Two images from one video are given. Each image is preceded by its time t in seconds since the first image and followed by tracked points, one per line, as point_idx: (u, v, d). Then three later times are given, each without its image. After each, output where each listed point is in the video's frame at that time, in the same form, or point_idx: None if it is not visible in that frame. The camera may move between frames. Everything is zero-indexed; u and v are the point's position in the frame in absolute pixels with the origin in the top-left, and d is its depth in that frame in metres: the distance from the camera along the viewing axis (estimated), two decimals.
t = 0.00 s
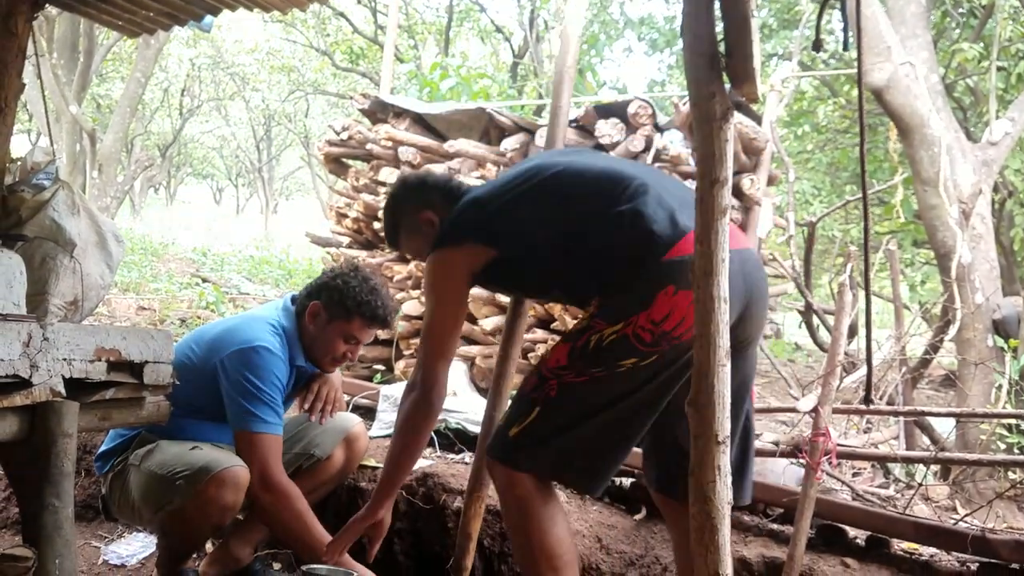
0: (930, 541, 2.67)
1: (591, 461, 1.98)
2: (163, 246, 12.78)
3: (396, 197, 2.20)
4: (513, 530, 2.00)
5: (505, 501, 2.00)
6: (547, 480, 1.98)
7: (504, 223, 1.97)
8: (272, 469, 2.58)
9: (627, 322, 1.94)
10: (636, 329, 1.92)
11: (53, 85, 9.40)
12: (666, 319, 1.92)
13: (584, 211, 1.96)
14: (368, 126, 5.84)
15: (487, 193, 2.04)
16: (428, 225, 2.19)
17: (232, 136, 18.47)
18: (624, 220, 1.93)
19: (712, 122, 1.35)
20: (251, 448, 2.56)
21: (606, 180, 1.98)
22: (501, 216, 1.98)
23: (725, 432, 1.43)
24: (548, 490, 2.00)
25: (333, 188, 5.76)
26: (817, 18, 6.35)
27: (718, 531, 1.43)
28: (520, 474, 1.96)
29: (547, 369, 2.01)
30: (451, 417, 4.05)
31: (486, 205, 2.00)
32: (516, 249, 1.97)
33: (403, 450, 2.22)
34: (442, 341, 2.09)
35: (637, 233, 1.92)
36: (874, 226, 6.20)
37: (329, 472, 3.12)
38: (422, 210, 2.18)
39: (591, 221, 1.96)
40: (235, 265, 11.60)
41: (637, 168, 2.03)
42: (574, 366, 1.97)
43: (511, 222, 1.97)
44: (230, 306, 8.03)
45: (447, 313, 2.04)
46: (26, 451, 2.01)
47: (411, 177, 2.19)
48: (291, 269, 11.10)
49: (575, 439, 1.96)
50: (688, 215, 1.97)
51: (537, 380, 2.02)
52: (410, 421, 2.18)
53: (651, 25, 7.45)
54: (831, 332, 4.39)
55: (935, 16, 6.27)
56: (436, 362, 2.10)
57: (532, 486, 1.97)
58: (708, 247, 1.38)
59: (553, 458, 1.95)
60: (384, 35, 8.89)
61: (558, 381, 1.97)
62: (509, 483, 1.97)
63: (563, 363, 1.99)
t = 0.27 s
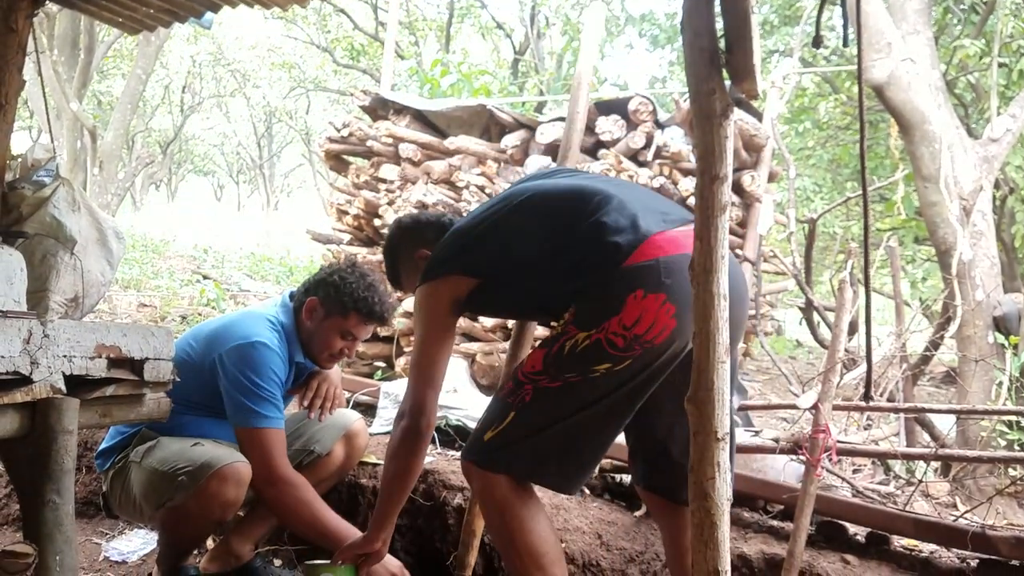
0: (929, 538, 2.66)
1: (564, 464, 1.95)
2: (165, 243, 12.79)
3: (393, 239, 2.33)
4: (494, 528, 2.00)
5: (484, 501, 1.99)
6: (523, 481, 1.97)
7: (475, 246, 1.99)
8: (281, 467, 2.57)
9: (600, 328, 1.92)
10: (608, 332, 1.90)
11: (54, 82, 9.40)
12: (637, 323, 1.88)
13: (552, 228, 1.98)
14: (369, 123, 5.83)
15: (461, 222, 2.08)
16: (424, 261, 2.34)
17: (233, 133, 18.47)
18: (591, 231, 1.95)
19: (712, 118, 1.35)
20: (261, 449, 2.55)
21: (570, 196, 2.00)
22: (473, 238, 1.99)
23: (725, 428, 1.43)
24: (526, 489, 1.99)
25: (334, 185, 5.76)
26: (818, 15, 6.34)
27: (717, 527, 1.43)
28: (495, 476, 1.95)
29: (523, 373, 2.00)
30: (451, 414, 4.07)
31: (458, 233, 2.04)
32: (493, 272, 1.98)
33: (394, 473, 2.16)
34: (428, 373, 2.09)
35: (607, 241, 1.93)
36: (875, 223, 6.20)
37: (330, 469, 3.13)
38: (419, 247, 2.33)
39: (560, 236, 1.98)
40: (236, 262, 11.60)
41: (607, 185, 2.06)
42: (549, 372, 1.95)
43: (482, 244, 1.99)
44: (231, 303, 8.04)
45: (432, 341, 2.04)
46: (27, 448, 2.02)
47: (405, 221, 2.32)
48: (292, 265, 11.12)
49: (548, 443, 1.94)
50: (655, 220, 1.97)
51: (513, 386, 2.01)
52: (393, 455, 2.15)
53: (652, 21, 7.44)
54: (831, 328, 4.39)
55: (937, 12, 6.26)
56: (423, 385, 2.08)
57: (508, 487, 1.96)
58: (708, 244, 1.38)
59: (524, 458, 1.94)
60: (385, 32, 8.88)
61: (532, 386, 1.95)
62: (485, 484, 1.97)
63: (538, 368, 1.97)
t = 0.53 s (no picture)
0: (931, 536, 2.66)
1: (559, 459, 1.94)
2: (166, 240, 12.81)
3: (400, 234, 2.41)
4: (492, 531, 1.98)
5: (480, 502, 1.97)
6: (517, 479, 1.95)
7: (469, 242, 2.01)
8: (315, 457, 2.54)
9: (590, 321, 1.93)
10: (599, 325, 1.90)
11: (55, 79, 9.40)
12: (627, 314, 1.89)
13: (543, 223, 1.99)
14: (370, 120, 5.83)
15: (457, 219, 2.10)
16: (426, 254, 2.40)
17: (234, 130, 18.47)
18: (581, 224, 1.96)
19: (714, 115, 1.35)
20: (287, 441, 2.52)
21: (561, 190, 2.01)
22: (467, 234, 2.02)
23: (727, 425, 1.43)
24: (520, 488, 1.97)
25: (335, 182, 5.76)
26: (820, 12, 6.33)
27: (719, 523, 1.43)
28: (490, 475, 1.93)
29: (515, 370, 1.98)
30: (454, 411, 4.06)
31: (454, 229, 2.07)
32: (489, 267, 2.01)
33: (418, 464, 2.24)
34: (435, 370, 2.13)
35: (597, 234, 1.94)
36: (876, 220, 6.20)
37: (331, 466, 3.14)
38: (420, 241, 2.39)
39: (552, 230, 1.99)
40: (237, 259, 11.61)
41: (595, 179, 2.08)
42: (540, 366, 1.93)
43: (476, 240, 2.01)
44: (233, 300, 8.05)
45: (435, 334, 2.10)
46: (29, 445, 2.02)
47: (409, 216, 2.39)
48: (294, 263, 11.12)
49: (541, 438, 1.92)
50: (642, 212, 1.98)
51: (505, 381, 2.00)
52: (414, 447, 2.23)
53: (653, 18, 7.43)
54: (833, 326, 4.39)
55: (939, 9, 6.24)
56: (427, 379, 2.15)
57: (504, 487, 1.94)
58: (709, 241, 1.38)
59: (520, 455, 1.92)
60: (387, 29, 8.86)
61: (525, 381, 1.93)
62: (480, 485, 1.95)
63: (530, 364, 1.95)
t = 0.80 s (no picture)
0: (932, 533, 2.66)
1: (551, 465, 1.89)
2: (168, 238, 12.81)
3: (404, 240, 2.42)
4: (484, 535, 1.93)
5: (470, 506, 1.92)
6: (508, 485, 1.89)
7: (467, 253, 2.03)
8: (292, 442, 2.47)
9: (584, 327, 1.89)
10: (593, 331, 1.87)
11: (56, 77, 9.41)
12: (620, 322, 1.86)
13: (537, 231, 1.98)
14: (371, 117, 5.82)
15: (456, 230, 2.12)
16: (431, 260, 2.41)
17: (235, 128, 18.47)
18: (574, 232, 1.94)
19: (715, 112, 1.35)
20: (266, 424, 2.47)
21: (554, 197, 1.99)
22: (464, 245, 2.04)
23: (728, 422, 1.43)
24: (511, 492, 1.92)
25: (336, 180, 5.76)
26: (821, 9, 6.32)
27: (720, 521, 1.43)
28: (480, 480, 1.89)
29: (509, 376, 1.96)
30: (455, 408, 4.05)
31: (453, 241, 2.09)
32: (487, 278, 2.03)
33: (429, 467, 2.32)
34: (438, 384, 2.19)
35: (589, 241, 1.92)
36: (878, 217, 6.19)
37: (332, 463, 3.14)
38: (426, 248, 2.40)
39: (546, 239, 1.98)
40: (238, 257, 11.61)
41: (592, 188, 2.06)
42: (534, 372, 1.90)
43: (474, 251, 2.02)
44: (234, 298, 8.05)
45: (437, 343, 2.14)
46: (30, 441, 2.02)
47: (416, 222, 2.42)
48: (295, 261, 11.13)
49: (533, 444, 1.87)
50: (635, 220, 1.95)
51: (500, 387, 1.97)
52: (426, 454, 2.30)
53: (654, 15, 7.43)
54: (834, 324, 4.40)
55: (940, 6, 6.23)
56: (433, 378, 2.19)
57: (493, 492, 1.89)
58: (711, 239, 1.37)
59: (511, 460, 1.87)
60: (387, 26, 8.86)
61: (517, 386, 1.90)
62: (469, 487, 1.90)
63: (524, 369, 1.93)
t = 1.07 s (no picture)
0: (934, 530, 2.66)
1: (522, 478, 1.91)
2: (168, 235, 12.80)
3: (414, 254, 2.52)
4: (465, 537, 1.97)
5: (448, 511, 1.96)
6: (482, 494, 1.92)
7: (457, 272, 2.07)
8: (265, 419, 2.42)
9: (556, 345, 1.89)
10: (565, 349, 1.87)
11: (57, 74, 9.39)
12: (592, 341, 1.85)
13: (518, 250, 1.99)
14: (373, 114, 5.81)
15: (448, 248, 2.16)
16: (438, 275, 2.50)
17: (236, 125, 18.46)
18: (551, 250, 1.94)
19: (718, 108, 1.34)
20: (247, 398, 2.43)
21: (536, 216, 2.00)
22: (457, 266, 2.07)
23: (730, 419, 1.43)
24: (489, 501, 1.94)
25: (337, 177, 5.75)
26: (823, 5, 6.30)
27: (722, 518, 1.43)
28: (455, 489, 1.92)
29: (484, 388, 1.97)
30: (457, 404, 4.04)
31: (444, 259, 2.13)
32: (472, 297, 2.06)
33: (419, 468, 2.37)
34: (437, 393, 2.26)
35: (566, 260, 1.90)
36: (880, 214, 6.18)
37: (334, 460, 3.13)
38: (433, 263, 2.50)
39: (526, 257, 1.98)
40: (240, 254, 11.61)
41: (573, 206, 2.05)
42: (507, 385, 1.91)
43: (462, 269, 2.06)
44: (235, 295, 8.05)
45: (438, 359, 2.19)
46: (32, 438, 2.02)
47: (426, 238, 2.50)
48: (296, 258, 11.12)
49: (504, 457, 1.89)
50: (610, 238, 1.93)
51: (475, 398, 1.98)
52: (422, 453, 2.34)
53: (656, 12, 7.41)
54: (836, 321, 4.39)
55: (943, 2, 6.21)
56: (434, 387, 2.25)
57: (470, 498, 1.92)
58: (713, 235, 1.37)
59: (482, 472, 1.89)
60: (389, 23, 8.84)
61: (490, 399, 1.91)
62: (446, 493, 1.94)
63: (498, 382, 1.94)
